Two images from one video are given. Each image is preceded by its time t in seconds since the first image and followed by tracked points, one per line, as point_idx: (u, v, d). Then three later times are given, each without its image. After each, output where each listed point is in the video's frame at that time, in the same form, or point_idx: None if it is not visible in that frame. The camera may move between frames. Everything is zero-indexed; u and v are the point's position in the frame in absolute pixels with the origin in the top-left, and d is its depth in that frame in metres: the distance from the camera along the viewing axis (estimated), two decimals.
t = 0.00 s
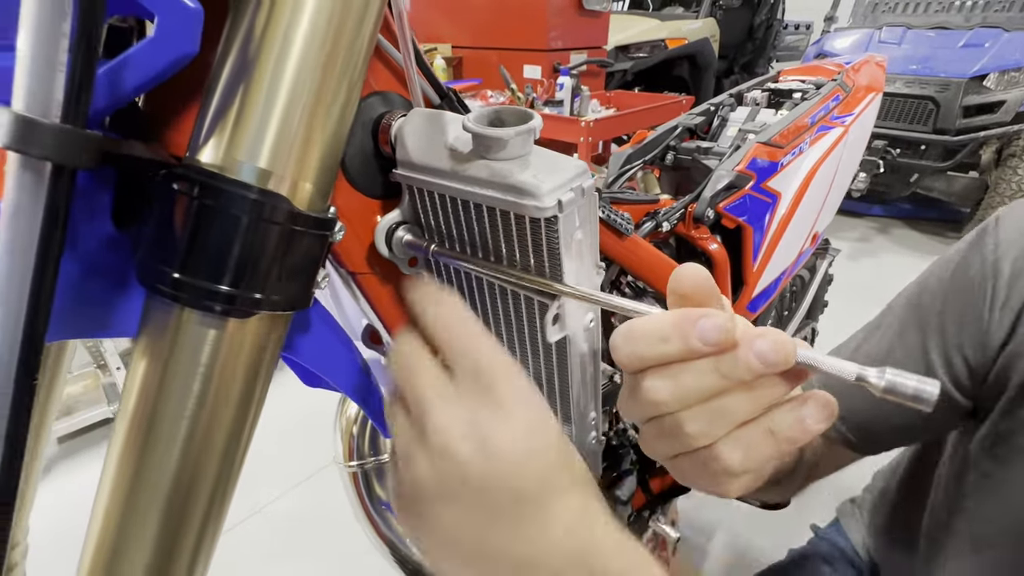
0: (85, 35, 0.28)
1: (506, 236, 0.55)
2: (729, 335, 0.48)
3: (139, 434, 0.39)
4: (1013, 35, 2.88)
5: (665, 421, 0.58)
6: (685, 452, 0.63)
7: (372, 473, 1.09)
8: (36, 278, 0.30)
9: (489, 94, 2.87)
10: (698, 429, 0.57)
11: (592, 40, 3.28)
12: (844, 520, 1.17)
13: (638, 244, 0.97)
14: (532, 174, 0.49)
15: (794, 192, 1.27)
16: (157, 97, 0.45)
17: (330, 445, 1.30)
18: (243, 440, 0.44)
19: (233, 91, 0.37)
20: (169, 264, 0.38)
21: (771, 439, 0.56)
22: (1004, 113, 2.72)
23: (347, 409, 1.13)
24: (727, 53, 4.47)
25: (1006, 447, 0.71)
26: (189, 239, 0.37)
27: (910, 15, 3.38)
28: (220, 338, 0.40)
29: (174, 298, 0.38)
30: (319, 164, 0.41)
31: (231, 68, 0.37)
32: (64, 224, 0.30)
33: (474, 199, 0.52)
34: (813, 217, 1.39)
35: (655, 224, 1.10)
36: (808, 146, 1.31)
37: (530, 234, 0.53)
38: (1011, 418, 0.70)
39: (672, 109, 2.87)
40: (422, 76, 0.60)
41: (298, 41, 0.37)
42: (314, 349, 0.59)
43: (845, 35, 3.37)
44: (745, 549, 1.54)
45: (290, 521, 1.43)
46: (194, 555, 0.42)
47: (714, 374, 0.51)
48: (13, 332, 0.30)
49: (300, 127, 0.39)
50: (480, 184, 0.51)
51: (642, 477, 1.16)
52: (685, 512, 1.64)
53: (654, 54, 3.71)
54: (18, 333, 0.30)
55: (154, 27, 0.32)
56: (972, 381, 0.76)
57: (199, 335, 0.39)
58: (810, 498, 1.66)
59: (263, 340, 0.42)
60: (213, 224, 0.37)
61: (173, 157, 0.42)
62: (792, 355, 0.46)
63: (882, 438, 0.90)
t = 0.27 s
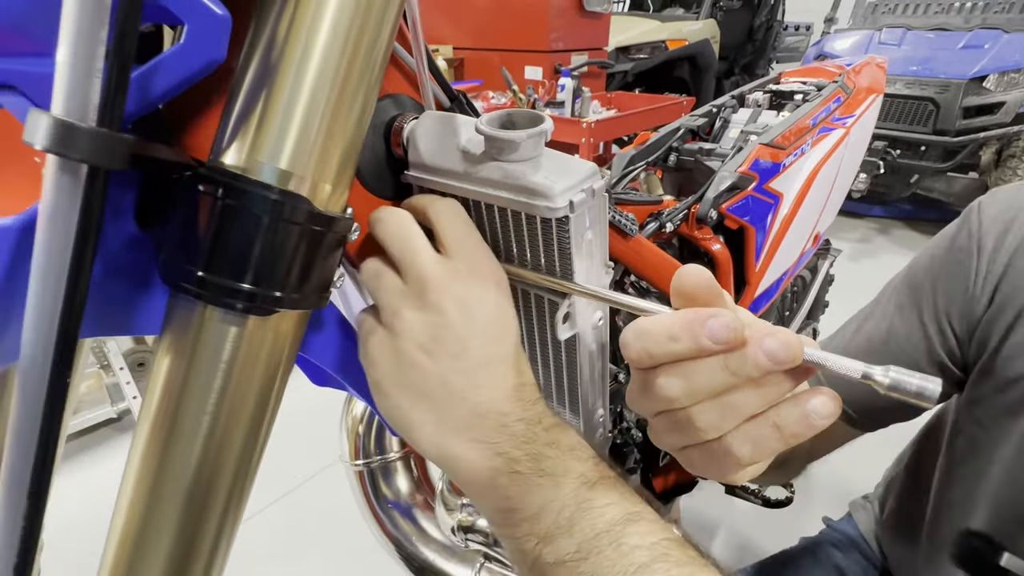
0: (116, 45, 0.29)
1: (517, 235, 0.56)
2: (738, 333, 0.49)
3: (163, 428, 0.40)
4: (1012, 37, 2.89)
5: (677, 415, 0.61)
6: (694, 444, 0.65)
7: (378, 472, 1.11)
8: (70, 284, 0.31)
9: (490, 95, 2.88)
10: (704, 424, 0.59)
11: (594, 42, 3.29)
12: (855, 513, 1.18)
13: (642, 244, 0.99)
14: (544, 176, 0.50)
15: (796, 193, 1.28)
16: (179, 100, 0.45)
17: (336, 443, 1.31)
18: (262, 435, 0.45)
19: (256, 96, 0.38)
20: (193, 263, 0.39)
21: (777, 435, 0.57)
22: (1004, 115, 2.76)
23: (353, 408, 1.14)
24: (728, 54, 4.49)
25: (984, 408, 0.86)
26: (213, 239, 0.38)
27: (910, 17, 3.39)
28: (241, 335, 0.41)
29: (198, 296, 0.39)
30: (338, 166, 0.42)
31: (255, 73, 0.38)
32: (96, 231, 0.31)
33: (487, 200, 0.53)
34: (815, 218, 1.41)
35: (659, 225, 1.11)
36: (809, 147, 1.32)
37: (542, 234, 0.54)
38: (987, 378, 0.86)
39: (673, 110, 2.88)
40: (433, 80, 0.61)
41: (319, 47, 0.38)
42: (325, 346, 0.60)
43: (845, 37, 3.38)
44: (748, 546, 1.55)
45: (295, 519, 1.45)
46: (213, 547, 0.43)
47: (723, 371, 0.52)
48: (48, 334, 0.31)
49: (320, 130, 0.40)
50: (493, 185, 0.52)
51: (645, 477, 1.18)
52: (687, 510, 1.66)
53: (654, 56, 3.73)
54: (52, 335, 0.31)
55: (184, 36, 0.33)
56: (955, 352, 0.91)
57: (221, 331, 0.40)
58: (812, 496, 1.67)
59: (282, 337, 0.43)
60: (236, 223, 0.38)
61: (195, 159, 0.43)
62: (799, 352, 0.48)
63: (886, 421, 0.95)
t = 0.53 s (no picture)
0: (154, 52, 0.30)
1: (529, 234, 0.57)
2: (761, 334, 0.50)
3: (189, 421, 0.42)
4: (1011, 38, 2.91)
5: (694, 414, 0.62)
6: (709, 441, 0.66)
7: (385, 469, 1.12)
8: (106, 284, 0.32)
9: (492, 96, 2.89)
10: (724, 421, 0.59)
11: (594, 43, 3.31)
12: (858, 510, 1.20)
13: (648, 244, 1.00)
14: (557, 177, 0.52)
15: (798, 193, 1.29)
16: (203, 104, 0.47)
17: (343, 442, 1.32)
18: (283, 429, 0.46)
19: (280, 100, 0.40)
20: (221, 261, 0.40)
21: (792, 434, 0.59)
22: (1003, 116, 2.77)
23: (360, 407, 1.15)
24: (727, 55, 4.50)
25: (985, 395, 0.87)
26: (239, 237, 0.40)
27: (908, 18, 3.41)
28: (264, 331, 0.42)
29: (224, 293, 0.40)
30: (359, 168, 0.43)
31: (280, 77, 0.40)
32: (132, 232, 0.32)
33: (502, 200, 0.54)
34: (817, 218, 1.42)
35: (663, 225, 1.12)
36: (811, 148, 1.34)
37: (554, 233, 0.55)
38: (987, 366, 0.87)
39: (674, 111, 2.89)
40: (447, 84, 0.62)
41: (342, 52, 0.39)
42: (337, 344, 0.59)
43: (844, 38, 3.40)
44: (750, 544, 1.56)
45: (299, 519, 1.48)
46: (235, 539, 0.44)
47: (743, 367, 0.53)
48: (86, 329, 0.32)
49: (342, 133, 0.41)
50: (507, 185, 0.53)
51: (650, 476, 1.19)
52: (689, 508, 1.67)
53: (654, 57, 3.74)
54: (89, 332, 0.33)
55: (218, 39, 0.35)
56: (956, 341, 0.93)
57: (246, 327, 0.41)
58: (813, 494, 1.69)
59: (303, 335, 0.44)
60: (261, 222, 0.40)
61: (221, 162, 0.44)
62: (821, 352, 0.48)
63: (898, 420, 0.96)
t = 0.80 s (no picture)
0: (164, 57, 0.31)
1: (528, 234, 0.58)
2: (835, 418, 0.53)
3: (195, 417, 0.42)
4: (1009, 39, 2.92)
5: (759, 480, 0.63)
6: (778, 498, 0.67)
7: (385, 468, 1.12)
8: (117, 284, 0.33)
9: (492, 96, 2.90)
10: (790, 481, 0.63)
11: (593, 44, 3.32)
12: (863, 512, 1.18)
13: (647, 246, 1.00)
14: (556, 178, 0.53)
15: (795, 194, 1.30)
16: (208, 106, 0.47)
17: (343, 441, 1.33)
18: (287, 426, 0.46)
19: (285, 102, 0.40)
20: (226, 259, 0.41)
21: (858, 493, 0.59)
22: (1000, 116, 2.76)
23: (360, 406, 1.14)
24: (726, 56, 4.52)
25: (993, 391, 0.88)
26: (245, 237, 0.41)
27: (906, 20, 3.43)
28: (269, 328, 0.42)
29: (230, 291, 0.41)
30: (362, 170, 0.44)
31: (285, 81, 0.40)
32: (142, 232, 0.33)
33: (502, 201, 0.55)
34: (815, 218, 1.43)
35: (661, 225, 1.12)
36: (809, 148, 1.35)
37: (553, 233, 0.56)
38: (994, 362, 0.88)
39: (672, 112, 2.91)
40: (448, 87, 0.63)
41: (346, 57, 0.40)
42: (341, 343, 0.61)
43: (842, 39, 3.41)
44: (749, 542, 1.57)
45: (298, 518, 1.49)
46: (240, 534, 0.45)
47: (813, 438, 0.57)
48: (97, 328, 0.33)
49: (345, 135, 0.41)
50: (507, 187, 0.54)
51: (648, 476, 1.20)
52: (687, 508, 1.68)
53: (654, 57, 3.76)
54: (100, 331, 0.33)
55: (225, 44, 0.36)
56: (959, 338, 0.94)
57: (251, 325, 0.42)
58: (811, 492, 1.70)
59: (307, 332, 0.45)
60: (267, 222, 0.40)
61: (227, 164, 0.45)
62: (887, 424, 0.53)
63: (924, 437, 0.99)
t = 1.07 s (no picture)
0: (163, 59, 0.31)
1: (524, 234, 0.59)
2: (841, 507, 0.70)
3: (193, 418, 0.43)
4: (1006, 40, 2.92)
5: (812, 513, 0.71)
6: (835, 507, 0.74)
7: (383, 468, 1.13)
8: (115, 285, 0.33)
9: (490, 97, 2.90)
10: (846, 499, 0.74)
11: (591, 45, 3.32)
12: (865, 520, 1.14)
13: (643, 244, 1.00)
14: (552, 178, 0.53)
15: (792, 194, 1.30)
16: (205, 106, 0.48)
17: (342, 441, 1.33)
18: (284, 425, 0.47)
19: (282, 103, 0.41)
20: (224, 259, 0.42)
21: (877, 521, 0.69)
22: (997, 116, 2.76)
23: (358, 407, 1.14)
24: (724, 57, 4.53)
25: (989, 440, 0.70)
26: (243, 236, 0.41)
27: (903, 21, 3.45)
28: (266, 327, 0.43)
29: (228, 291, 0.42)
30: (358, 170, 0.44)
31: (282, 82, 0.41)
32: (139, 232, 0.33)
33: (498, 201, 0.56)
34: (811, 219, 1.43)
35: (658, 225, 1.13)
36: (805, 149, 1.35)
37: (548, 233, 0.57)
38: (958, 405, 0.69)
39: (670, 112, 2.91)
40: (444, 86, 0.63)
41: (342, 58, 0.41)
42: (339, 343, 0.64)
43: (840, 40, 3.42)
44: (746, 541, 1.58)
45: (296, 519, 1.49)
46: (237, 534, 0.45)
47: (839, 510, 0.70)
48: (95, 327, 0.34)
49: (342, 135, 0.42)
50: (503, 187, 0.55)
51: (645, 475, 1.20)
52: (685, 507, 1.68)
53: (652, 58, 3.77)
54: (98, 330, 0.34)
55: (222, 46, 0.37)
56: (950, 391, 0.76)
57: (248, 324, 0.42)
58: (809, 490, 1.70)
59: (304, 331, 0.45)
60: (264, 222, 0.41)
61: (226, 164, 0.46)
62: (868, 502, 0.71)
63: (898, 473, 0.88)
